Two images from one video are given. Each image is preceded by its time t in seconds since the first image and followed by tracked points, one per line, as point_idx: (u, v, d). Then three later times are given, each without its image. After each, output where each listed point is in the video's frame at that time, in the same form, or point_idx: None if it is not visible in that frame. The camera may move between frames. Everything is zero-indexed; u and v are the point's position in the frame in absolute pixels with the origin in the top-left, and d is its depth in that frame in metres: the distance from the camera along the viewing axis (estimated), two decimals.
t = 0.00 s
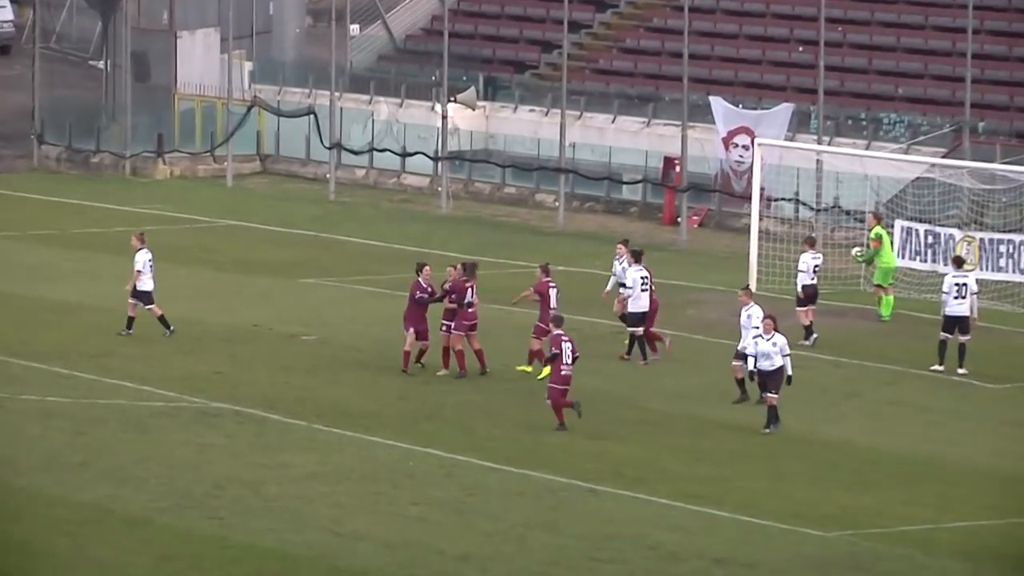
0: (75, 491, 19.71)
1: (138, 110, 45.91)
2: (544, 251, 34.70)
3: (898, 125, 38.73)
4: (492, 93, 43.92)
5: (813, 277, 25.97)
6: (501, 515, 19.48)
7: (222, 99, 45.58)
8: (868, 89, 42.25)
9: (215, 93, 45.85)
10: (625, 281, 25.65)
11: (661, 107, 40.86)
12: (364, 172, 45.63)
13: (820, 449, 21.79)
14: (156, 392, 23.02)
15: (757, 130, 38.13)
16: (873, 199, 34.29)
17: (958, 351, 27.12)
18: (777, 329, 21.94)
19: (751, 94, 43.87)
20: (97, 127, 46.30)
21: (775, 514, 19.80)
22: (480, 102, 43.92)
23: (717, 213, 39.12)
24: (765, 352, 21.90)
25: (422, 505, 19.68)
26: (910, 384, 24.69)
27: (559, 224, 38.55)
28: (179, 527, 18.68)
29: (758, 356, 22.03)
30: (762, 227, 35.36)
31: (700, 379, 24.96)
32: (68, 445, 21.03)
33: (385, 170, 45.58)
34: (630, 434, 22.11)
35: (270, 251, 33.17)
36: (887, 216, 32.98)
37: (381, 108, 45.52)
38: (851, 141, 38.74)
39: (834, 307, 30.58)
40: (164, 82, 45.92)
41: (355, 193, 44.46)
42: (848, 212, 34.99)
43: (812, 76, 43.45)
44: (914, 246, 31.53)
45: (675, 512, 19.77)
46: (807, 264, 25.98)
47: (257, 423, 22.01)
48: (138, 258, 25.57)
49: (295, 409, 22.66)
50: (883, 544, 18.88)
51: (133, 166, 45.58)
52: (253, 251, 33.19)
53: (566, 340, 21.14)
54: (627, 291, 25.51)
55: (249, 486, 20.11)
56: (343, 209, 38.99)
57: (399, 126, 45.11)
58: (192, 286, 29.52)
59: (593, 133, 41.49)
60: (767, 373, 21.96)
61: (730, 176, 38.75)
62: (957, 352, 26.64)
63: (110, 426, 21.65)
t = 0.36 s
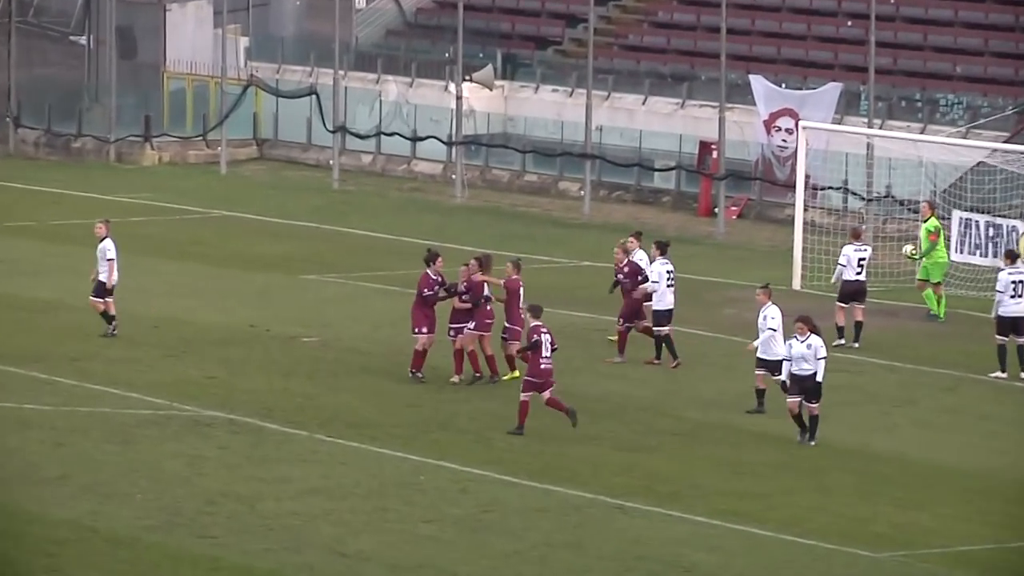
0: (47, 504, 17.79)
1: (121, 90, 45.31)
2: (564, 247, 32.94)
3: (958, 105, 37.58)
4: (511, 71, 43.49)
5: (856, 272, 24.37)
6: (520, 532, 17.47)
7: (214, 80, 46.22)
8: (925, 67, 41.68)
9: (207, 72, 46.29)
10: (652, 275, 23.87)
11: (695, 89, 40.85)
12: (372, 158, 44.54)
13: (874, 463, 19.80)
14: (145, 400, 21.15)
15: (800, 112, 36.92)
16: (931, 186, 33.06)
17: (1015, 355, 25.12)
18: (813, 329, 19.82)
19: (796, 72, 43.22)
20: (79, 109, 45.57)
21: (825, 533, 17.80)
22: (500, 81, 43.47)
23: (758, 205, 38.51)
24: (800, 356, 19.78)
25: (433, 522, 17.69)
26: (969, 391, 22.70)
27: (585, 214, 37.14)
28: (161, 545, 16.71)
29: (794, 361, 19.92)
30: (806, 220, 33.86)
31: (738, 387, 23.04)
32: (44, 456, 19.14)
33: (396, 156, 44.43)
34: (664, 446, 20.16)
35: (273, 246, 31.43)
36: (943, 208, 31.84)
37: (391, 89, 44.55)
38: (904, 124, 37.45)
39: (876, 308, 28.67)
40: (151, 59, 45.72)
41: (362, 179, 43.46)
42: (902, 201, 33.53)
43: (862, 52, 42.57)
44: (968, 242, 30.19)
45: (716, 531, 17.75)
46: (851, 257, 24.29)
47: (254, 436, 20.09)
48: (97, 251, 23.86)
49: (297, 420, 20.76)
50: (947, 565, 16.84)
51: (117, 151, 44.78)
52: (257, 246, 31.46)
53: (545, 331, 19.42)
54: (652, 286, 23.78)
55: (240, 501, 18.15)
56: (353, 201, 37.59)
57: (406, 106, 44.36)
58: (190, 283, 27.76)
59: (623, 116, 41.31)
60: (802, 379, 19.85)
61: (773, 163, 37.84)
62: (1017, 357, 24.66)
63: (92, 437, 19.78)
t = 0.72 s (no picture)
0: (21, 512, 16.37)
1: (107, 65, 44.05)
2: (581, 235, 31.54)
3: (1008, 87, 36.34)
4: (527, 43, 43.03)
5: (892, 262, 23.04)
6: (535, 544, 16.00)
7: (207, 54, 44.89)
8: (974, 41, 39.77)
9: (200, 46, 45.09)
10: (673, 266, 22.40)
11: (726, 63, 39.50)
12: (377, 138, 43.65)
13: (920, 470, 18.33)
14: (133, 400, 19.75)
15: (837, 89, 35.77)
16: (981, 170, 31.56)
17: None
18: (837, 330, 18.20)
19: (836, 45, 41.63)
20: (61, 85, 44.27)
21: (868, 544, 16.31)
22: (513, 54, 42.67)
23: (792, 188, 37.36)
24: (821, 358, 18.16)
25: (441, 533, 16.22)
26: (1019, 391, 21.21)
27: (606, 199, 35.87)
28: (145, 556, 15.30)
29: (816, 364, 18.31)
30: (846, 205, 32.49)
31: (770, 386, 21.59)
32: (21, 460, 17.72)
33: (402, 136, 43.63)
34: (691, 451, 18.71)
35: (274, 235, 30.05)
36: (992, 194, 30.46)
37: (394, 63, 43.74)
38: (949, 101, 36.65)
39: (912, 301, 27.23)
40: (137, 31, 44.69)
41: (367, 160, 42.30)
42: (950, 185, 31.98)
43: (906, 24, 41.00)
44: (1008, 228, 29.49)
45: (751, 540, 16.30)
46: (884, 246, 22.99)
47: (250, 439, 18.66)
48: (58, 242, 22.23)
49: (295, 422, 19.34)
50: None
51: (102, 131, 43.61)
52: (258, 233, 30.10)
53: (521, 318, 18.46)
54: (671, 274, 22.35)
55: (231, 509, 16.70)
56: (361, 186, 36.30)
57: (412, 82, 43.52)
58: (187, 274, 26.38)
59: (648, 93, 40.35)
60: (825, 382, 18.22)
61: (811, 144, 36.92)
62: None
63: (75, 439, 18.39)
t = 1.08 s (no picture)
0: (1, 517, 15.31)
1: (98, 44, 43.13)
2: (595, 226, 30.47)
3: None
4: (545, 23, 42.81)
5: (923, 251, 22.43)
6: (552, 551, 14.92)
7: (201, 32, 44.28)
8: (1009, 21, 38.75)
9: (195, 23, 44.34)
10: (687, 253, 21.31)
11: (753, 42, 39.63)
12: (383, 121, 42.52)
13: (962, 473, 17.24)
14: (124, 399, 18.68)
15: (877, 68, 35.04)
16: None
17: None
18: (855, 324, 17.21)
19: (871, 21, 40.39)
20: (47, 64, 43.21)
21: (909, 550, 15.22)
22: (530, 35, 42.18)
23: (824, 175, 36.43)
24: (838, 353, 17.14)
25: (451, 540, 15.15)
26: None
27: (626, 185, 34.92)
28: (133, 564, 14.23)
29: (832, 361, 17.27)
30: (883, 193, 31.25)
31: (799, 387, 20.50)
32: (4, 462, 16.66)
33: (410, 117, 42.61)
34: (716, 453, 17.64)
35: (276, 223, 29.01)
36: None
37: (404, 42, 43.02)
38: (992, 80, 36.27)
39: (947, 294, 26.16)
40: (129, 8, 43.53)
41: (374, 143, 41.25)
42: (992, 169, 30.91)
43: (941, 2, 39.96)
44: None
45: (785, 547, 15.20)
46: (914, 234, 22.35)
47: (248, 441, 17.59)
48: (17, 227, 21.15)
49: (296, 422, 18.26)
50: None
51: (90, 113, 42.41)
52: (259, 222, 29.05)
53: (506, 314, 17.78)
54: (687, 264, 21.29)
55: (226, 514, 15.64)
56: (368, 171, 35.28)
57: (424, 61, 42.69)
58: (184, 265, 25.33)
59: (672, 72, 39.84)
60: (841, 379, 17.16)
61: (845, 127, 36.57)
62: None
63: (61, 440, 17.32)
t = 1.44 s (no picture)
0: None
1: (78, 18, 41.55)
2: (606, 215, 29.27)
3: None
4: None
5: (962, 239, 21.42)
6: (570, 564, 13.71)
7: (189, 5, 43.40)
8: None
9: None
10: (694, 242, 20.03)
11: (785, 16, 38.36)
12: (386, 101, 41.50)
13: (1009, 480, 16.03)
14: (108, 401, 17.47)
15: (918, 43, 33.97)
16: None
17: None
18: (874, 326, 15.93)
19: None
20: (24, 41, 41.85)
21: (958, 562, 14.00)
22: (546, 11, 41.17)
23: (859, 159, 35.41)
24: (856, 356, 15.85)
25: (459, 552, 13.94)
26: None
27: (649, 169, 33.83)
28: None
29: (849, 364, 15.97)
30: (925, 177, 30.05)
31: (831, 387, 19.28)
32: None
33: (415, 96, 41.52)
34: (744, 459, 16.43)
35: (275, 211, 27.83)
36: None
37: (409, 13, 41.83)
38: None
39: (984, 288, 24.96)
40: None
41: (376, 124, 40.20)
42: None
43: None
44: None
45: (822, 560, 13.98)
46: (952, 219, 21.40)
47: (240, 446, 16.39)
48: None
49: (292, 425, 17.06)
50: None
51: (70, 92, 41.35)
52: (256, 210, 27.86)
53: (487, 300, 16.82)
54: (695, 256, 19.98)
55: (215, 524, 14.43)
56: (372, 154, 34.13)
57: (430, 35, 41.54)
58: (177, 256, 24.12)
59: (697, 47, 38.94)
60: (859, 385, 15.88)
61: (883, 108, 35.48)
62: None
63: (38, 445, 16.13)
